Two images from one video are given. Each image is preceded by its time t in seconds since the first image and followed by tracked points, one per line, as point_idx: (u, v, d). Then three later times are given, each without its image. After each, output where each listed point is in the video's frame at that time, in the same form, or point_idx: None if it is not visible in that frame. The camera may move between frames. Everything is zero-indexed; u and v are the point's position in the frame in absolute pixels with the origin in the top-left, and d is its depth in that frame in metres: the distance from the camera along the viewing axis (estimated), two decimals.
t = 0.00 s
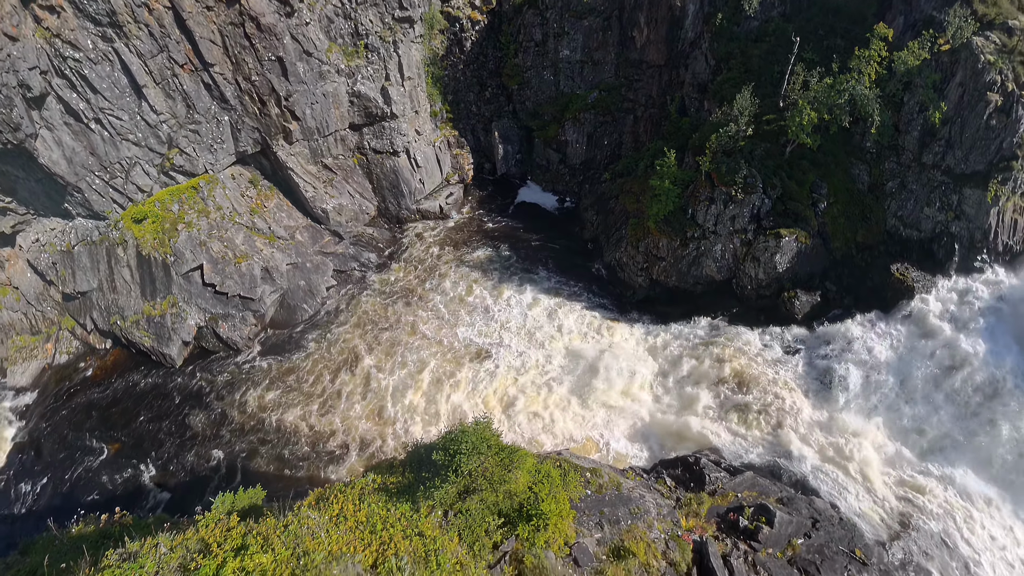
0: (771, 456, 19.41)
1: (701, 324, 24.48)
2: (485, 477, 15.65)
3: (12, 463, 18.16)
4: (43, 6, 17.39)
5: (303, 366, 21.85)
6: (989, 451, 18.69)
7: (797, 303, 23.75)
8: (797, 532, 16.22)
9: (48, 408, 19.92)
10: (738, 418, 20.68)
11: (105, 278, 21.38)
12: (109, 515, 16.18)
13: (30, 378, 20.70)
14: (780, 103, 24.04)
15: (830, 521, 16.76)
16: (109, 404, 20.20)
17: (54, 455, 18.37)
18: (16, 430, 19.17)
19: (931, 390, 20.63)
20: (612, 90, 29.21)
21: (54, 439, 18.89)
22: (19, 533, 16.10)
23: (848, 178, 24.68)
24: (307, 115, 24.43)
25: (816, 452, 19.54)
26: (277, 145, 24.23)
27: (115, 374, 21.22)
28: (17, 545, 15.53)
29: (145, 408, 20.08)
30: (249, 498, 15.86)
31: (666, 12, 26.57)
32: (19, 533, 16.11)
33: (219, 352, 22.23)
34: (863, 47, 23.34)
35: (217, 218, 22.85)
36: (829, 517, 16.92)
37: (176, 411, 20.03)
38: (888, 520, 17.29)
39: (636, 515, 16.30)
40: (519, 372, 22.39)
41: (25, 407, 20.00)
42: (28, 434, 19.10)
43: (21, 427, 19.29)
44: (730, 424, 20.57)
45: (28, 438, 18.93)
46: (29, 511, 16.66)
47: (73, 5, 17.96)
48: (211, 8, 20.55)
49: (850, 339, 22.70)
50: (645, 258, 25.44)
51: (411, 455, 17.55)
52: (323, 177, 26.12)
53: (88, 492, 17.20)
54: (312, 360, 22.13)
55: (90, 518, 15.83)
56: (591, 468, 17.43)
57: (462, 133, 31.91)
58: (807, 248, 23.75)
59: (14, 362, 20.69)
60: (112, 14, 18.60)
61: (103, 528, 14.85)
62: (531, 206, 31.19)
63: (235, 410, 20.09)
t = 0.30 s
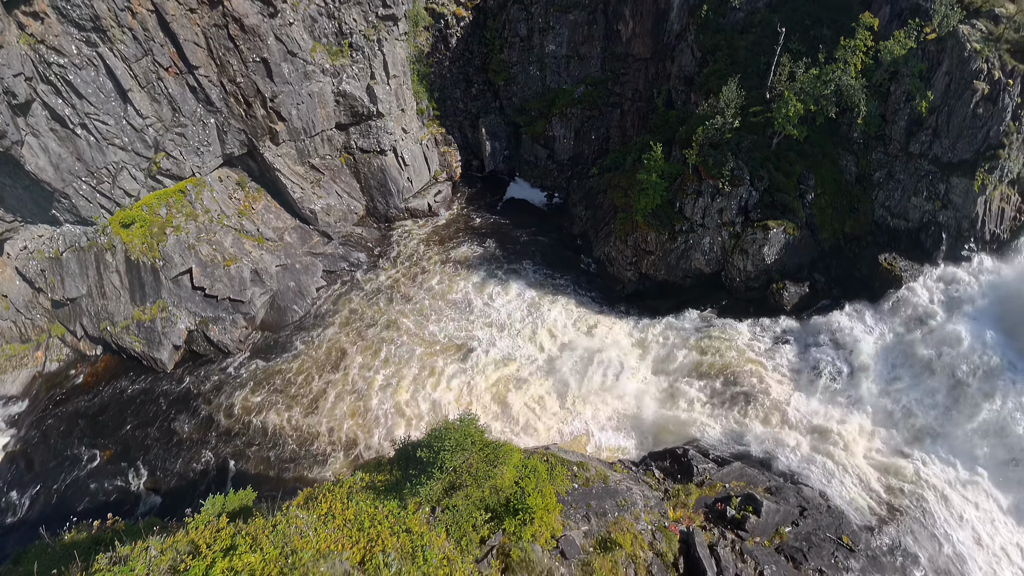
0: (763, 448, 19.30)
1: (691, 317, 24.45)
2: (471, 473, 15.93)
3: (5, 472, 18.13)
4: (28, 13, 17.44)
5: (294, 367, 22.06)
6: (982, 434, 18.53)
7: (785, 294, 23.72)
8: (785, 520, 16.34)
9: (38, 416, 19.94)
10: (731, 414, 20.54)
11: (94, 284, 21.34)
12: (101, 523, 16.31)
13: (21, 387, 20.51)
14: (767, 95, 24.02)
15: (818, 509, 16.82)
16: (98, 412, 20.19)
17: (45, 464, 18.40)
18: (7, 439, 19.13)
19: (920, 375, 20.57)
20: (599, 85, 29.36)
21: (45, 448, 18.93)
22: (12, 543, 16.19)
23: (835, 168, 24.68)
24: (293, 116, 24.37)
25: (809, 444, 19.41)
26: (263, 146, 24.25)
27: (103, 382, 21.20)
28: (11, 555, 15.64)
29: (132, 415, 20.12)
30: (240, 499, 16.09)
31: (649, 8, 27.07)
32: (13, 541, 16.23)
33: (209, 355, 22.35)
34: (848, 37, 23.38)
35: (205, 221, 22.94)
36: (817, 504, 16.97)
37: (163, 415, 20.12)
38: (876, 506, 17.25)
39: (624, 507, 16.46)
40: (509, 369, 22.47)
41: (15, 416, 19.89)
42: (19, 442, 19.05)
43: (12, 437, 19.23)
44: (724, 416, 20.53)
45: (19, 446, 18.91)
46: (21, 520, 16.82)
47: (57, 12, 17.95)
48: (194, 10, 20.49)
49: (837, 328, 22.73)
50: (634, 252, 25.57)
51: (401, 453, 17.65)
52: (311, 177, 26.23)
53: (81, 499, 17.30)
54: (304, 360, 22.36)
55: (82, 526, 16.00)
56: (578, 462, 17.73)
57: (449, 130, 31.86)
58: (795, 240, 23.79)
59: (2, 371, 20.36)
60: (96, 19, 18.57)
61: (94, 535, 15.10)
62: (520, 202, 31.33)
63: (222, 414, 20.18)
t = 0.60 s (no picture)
0: (753, 445, 19.23)
1: (682, 317, 24.46)
2: (456, 475, 15.84)
3: None
4: (15, 25, 17.41)
5: (284, 373, 22.15)
6: (977, 424, 18.38)
7: (775, 292, 23.78)
8: (775, 516, 16.32)
9: (27, 429, 19.89)
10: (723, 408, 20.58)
11: (84, 295, 21.33)
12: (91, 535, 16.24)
13: (10, 400, 20.18)
14: (753, 94, 24.15)
15: (810, 504, 16.80)
16: (82, 425, 20.11)
17: (35, 479, 18.29)
18: None
19: (912, 368, 20.53)
20: (585, 88, 29.64)
21: (35, 462, 18.84)
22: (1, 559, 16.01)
23: (821, 165, 24.81)
24: (281, 124, 24.61)
25: (802, 439, 19.27)
26: (252, 155, 24.44)
27: (92, 395, 21.17)
28: None
29: (117, 428, 20.04)
30: (231, 506, 16.03)
31: (634, 9, 27.14)
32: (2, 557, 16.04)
33: (200, 364, 22.41)
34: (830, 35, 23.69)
35: (194, 230, 23.04)
36: (808, 499, 16.95)
37: (148, 427, 20.09)
38: (868, 500, 17.20)
39: (613, 507, 16.31)
40: (499, 370, 22.48)
41: (4, 429, 19.64)
42: (8, 457, 18.96)
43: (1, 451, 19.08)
44: (716, 413, 20.43)
45: (8, 462, 18.80)
46: (9, 536, 16.60)
47: (45, 23, 17.96)
48: (181, 21, 20.73)
49: (828, 324, 22.67)
50: (624, 253, 25.57)
51: (389, 455, 17.65)
52: (300, 185, 26.40)
53: (71, 512, 17.25)
54: (294, 366, 22.44)
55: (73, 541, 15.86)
56: (567, 463, 17.50)
57: (437, 135, 32.04)
58: (783, 238, 23.86)
59: None
60: (85, 30, 18.69)
61: (83, 547, 15.35)
62: (509, 206, 31.52)
63: (207, 424, 20.21)
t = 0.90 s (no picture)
0: (743, 443, 19.21)
1: (672, 317, 24.47)
2: (444, 478, 15.76)
3: None
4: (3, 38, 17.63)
5: (275, 381, 22.16)
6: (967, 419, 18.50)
7: (764, 290, 23.83)
8: (767, 514, 16.18)
9: (16, 442, 19.83)
10: (715, 409, 20.40)
11: (73, 306, 21.36)
12: (81, 549, 16.12)
13: None
14: (737, 95, 24.38)
15: (802, 500, 16.70)
16: (66, 440, 19.97)
17: (24, 493, 18.21)
18: None
19: (902, 364, 20.57)
20: (571, 92, 29.92)
21: (25, 476, 18.74)
22: None
23: (807, 164, 24.94)
24: (270, 133, 24.79)
25: (794, 437, 19.24)
26: (242, 164, 24.63)
27: (82, 408, 21.11)
28: None
29: (101, 441, 19.93)
30: (221, 516, 15.93)
31: (619, 13, 27.42)
32: None
33: (192, 374, 22.44)
34: (813, 35, 23.89)
35: (184, 239, 23.10)
36: (800, 496, 16.84)
37: (136, 438, 20.02)
38: (861, 495, 17.18)
39: (604, 508, 16.24)
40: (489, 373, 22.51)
41: None
42: None
43: None
44: (706, 412, 20.44)
45: None
46: None
47: (34, 36, 18.12)
48: (170, 32, 20.94)
49: (818, 322, 22.69)
50: (613, 255, 25.69)
51: (379, 461, 17.62)
52: (289, 193, 26.53)
53: (61, 526, 17.14)
54: (284, 374, 22.44)
55: (62, 554, 15.74)
56: (557, 465, 17.40)
57: (426, 141, 32.20)
58: (772, 237, 23.94)
59: None
60: (74, 43, 18.85)
61: (72, 561, 15.14)
62: (499, 210, 31.69)
63: (191, 437, 20.07)
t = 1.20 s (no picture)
0: (735, 441, 19.17)
1: (663, 318, 24.46)
2: (433, 482, 15.67)
3: None
4: None
5: (265, 389, 22.15)
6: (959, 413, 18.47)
7: (754, 289, 23.88)
8: (759, 511, 16.09)
9: (6, 455, 19.78)
10: (705, 407, 20.49)
11: (63, 318, 21.36)
12: (71, 563, 15.99)
13: None
14: (722, 96, 24.65)
15: (794, 497, 16.62)
16: (53, 455, 19.83)
17: (14, 506, 18.13)
18: None
19: (892, 359, 20.56)
20: (558, 97, 30.21)
21: (14, 490, 18.65)
22: None
23: (793, 163, 25.08)
24: (259, 142, 24.98)
25: (785, 435, 19.21)
26: (231, 173, 24.74)
27: (72, 420, 21.07)
28: None
29: (87, 456, 19.80)
30: (211, 526, 15.80)
31: (604, 17, 27.72)
32: None
33: (183, 385, 22.41)
34: (796, 35, 24.12)
35: (175, 249, 23.14)
36: (792, 493, 16.77)
37: (127, 450, 19.98)
38: (854, 491, 17.14)
39: (595, 509, 16.13)
40: (479, 377, 22.51)
41: None
42: None
43: None
44: (696, 411, 20.45)
45: None
46: None
47: (24, 49, 18.28)
48: (159, 44, 21.14)
49: (807, 319, 22.70)
50: (603, 258, 25.76)
51: (368, 466, 17.55)
52: (279, 202, 26.68)
53: (52, 540, 17.02)
54: (275, 382, 22.42)
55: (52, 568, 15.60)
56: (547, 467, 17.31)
57: (415, 148, 32.46)
58: (760, 235, 24.05)
59: None
60: (64, 55, 19.02)
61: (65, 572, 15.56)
62: (488, 215, 31.82)
63: (180, 448, 19.99)
